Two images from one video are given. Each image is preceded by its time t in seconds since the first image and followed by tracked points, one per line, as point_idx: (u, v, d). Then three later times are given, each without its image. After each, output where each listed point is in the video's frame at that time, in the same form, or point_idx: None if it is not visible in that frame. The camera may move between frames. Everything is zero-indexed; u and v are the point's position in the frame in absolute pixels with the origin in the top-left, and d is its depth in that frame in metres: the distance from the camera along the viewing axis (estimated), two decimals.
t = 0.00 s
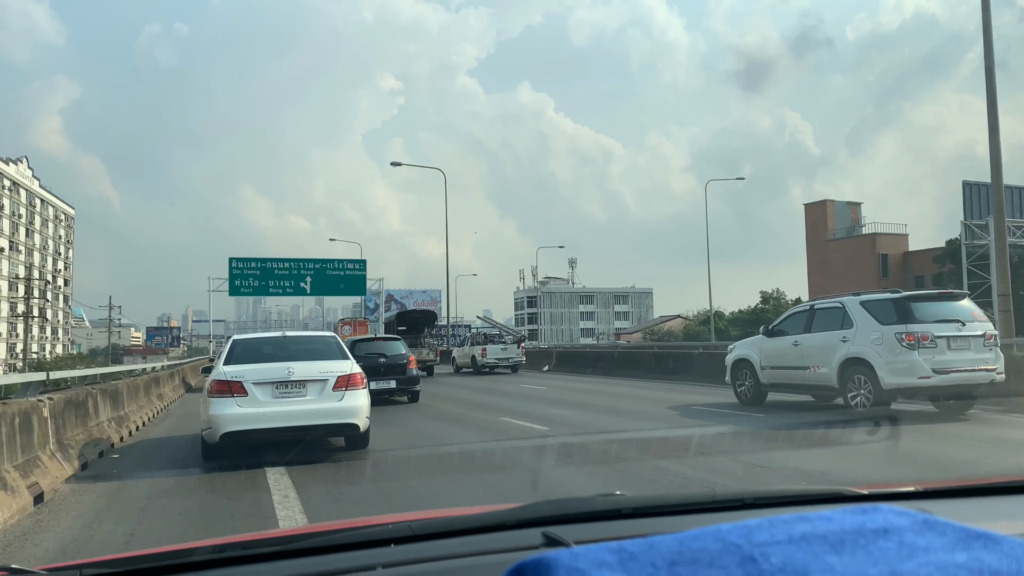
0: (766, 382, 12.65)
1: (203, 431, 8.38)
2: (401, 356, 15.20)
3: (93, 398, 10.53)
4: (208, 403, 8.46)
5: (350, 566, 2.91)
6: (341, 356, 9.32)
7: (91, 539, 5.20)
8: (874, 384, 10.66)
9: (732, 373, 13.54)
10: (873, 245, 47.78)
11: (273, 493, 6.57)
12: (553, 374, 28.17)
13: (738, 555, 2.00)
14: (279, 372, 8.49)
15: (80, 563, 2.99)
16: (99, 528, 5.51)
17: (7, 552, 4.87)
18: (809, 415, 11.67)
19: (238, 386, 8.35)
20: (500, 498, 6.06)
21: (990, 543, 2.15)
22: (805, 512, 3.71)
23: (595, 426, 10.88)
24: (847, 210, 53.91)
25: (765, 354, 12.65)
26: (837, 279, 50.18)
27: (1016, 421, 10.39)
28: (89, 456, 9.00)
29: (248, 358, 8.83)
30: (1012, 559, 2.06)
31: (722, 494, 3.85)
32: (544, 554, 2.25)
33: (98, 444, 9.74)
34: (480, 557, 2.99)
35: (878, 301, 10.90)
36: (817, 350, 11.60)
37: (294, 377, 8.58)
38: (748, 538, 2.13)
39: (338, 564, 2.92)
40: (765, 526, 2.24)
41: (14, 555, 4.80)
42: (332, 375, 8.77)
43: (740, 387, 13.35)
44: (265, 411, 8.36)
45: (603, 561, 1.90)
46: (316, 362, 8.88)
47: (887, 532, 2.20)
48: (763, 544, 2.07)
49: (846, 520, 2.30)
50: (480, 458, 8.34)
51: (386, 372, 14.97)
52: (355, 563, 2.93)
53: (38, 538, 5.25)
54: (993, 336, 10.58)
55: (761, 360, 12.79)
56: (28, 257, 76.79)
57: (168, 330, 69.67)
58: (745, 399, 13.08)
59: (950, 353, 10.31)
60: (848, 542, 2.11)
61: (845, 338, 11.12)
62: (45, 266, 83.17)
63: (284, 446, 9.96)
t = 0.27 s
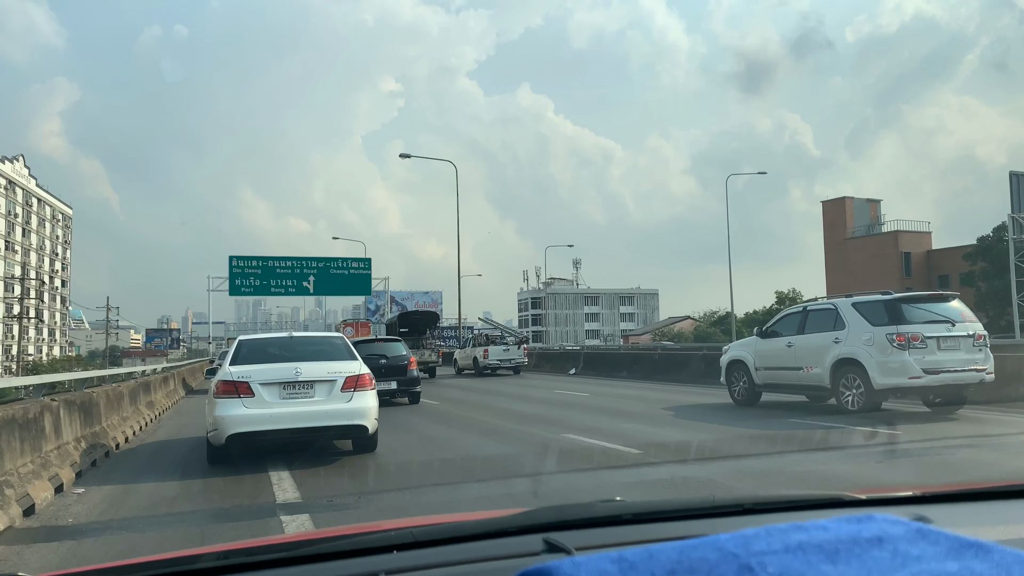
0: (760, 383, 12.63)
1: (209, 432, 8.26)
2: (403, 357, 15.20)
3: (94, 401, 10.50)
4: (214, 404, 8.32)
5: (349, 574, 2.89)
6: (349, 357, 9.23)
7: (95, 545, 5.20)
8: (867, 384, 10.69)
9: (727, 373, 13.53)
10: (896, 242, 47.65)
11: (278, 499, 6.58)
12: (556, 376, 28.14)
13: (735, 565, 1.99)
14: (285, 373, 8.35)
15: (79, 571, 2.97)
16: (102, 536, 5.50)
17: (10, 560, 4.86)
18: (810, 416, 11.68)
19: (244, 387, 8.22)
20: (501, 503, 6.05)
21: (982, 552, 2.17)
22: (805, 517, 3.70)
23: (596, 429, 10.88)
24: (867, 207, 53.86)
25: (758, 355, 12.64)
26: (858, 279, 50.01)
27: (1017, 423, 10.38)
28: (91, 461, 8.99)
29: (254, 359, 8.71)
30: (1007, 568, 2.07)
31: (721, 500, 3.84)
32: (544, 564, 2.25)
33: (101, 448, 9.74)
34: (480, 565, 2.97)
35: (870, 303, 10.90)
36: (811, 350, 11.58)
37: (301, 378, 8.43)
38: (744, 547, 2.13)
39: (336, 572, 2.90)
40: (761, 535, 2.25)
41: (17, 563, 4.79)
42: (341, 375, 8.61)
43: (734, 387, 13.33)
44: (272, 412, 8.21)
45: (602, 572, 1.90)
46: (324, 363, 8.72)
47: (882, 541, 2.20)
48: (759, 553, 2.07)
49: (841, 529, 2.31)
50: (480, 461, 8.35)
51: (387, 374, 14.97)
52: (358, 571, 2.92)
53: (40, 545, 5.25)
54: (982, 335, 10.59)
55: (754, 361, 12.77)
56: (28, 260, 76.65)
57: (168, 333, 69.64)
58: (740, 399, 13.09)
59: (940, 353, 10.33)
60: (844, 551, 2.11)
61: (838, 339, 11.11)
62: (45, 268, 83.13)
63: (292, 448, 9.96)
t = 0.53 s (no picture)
0: (756, 383, 12.64)
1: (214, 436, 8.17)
2: (404, 359, 15.19)
3: (95, 405, 10.49)
4: (219, 405, 8.20)
5: None
6: (357, 357, 9.19)
7: (98, 551, 5.19)
8: (861, 384, 10.70)
9: (723, 373, 13.55)
10: (920, 240, 46.95)
11: (283, 504, 6.57)
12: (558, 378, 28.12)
13: (741, 570, 1.99)
14: (294, 375, 8.29)
15: None
16: (105, 541, 5.48)
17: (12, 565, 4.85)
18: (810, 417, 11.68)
19: (251, 390, 8.12)
20: (503, 510, 6.04)
21: (984, 558, 2.18)
22: (807, 524, 3.69)
23: (597, 431, 10.87)
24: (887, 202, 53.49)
25: (754, 355, 12.64)
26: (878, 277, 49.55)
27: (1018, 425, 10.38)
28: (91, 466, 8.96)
29: (260, 360, 8.66)
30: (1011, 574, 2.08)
31: (723, 506, 3.83)
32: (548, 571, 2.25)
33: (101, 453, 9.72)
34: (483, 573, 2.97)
35: (864, 303, 10.90)
36: (805, 350, 11.59)
37: (309, 380, 8.37)
38: (749, 553, 2.13)
39: None
40: (765, 541, 2.25)
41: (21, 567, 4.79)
42: (350, 377, 8.55)
43: (730, 387, 13.34)
44: (279, 415, 8.14)
45: None
46: (332, 364, 8.66)
47: (887, 547, 2.21)
48: (764, 560, 2.07)
49: (845, 535, 2.31)
50: (481, 467, 8.34)
51: (389, 376, 14.97)
52: None
53: (44, 550, 5.24)
54: (975, 335, 10.58)
55: (750, 361, 12.77)
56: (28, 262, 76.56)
57: (168, 335, 69.59)
58: (735, 399, 13.09)
59: (932, 352, 10.31)
60: (849, 557, 2.12)
61: (832, 339, 11.12)
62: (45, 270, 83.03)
63: (300, 450, 9.96)
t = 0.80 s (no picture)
0: (752, 382, 12.64)
1: (220, 436, 8.15)
2: (405, 357, 15.20)
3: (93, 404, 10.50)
4: (224, 405, 8.18)
5: (343, 570, 2.89)
6: (363, 356, 9.18)
7: (97, 545, 5.19)
8: (856, 383, 10.70)
9: (719, 373, 13.55)
10: (948, 235, 44.02)
11: (283, 496, 6.57)
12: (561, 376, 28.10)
13: (727, 558, 1.98)
14: (300, 374, 8.28)
15: (74, 571, 2.96)
16: (104, 535, 5.48)
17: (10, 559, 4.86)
18: (808, 412, 11.68)
19: (256, 388, 8.11)
20: (498, 498, 6.05)
21: (976, 545, 2.16)
22: (800, 511, 3.69)
23: (596, 425, 10.88)
24: (909, 199, 50.63)
25: (750, 354, 12.63)
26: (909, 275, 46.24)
27: (1017, 419, 10.37)
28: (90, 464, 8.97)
29: (265, 359, 8.66)
30: (1001, 561, 2.06)
31: (717, 494, 3.83)
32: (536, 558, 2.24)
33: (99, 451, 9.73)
34: (474, 561, 2.96)
35: (858, 303, 10.90)
36: (801, 350, 11.60)
37: (315, 379, 8.35)
38: (736, 541, 2.12)
39: (330, 569, 2.90)
40: (753, 529, 2.24)
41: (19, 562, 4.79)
42: (357, 376, 8.54)
43: (727, 386, 13.34)
44: (286, 414, 8.12)
45: (591, 565, 1.90)
46: (339, 363, 8.65)
47: (876, 534, 2.19)
48: (751, 548, 2.06)
49: (834, 522, 2.30)
50: (477, 457, 8.34)
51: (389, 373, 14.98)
52: (350, 567, 2.92)
53: (43, 545, 5.25)
54: (970, 334, 10.58)
55: (746, 360, 12.77)
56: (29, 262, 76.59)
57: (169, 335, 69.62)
58: (731, 398, 13.09)
59: (926, 351, 10.32)
60: (837, 544, 2.10)
61: (827, 338, 11.13)
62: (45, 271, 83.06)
63: (305, 451, 9.96)
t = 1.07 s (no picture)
0: (752, 383, 12.62)
1: (227, 438, 8.13)
2: (408, 359, 15.20)
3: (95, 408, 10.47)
4: (232, 407, 8.16)
5: (355, 571, 2.88)
6: (373, 357, 9.15)
7: (103, 549, 5.18)
8: (854, 384, 10.67)
9: (719, 375, 13.53)
10: (976, 232, 42.75)
11: (289, 497, 6.56)
12: (565, 378, 28.08)
13: (746, 555, 1.98)
14: (310, 375, 8.26)
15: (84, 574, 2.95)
16: (110, 538, 5.47)
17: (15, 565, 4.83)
18: (812, 413, 11.67)
19: (266, 390, 8.09)
20: (504, 499, 6.04)
21: (993, 539, 2.16)
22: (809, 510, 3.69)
23: (600, 427, 10.87)
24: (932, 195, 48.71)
25: (750, 355, 12.61)
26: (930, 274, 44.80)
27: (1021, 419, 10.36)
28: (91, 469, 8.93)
29: (274, 360, 8.64)
30: (1018, 553, 2.06)
31: (725, 493, 3.83)
32: (554, 556, 2.24)
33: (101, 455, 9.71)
34: (486, 561, 2.95)
35: (857, 304, 10.90)
36: (800, 351, 11.58)
37: (325, 380, 8.33)
38: (754, 537, 2.12)
39: (341, 570, 2.89)
40: (770, 525, 2.24)
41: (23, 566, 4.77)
42: (368, 377, 8.52)
43: (727, 388, 13.31)
44: (296, 416, 8.09)
45: (612, 562, 1.90)
46: (349, 364, 8.62)
47: (893, 529, 2.19)
48: (769, 543, 2.06)
49: (851, 518, 2.30)
50: (481, 458, 8.33)
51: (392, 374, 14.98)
52: (362, 568, 2.91)
53: (47, 550, 5.23)
54: (968, 335, 10.57)
55: (746, 362, 12.75)
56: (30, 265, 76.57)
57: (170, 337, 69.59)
58: (732, 400, 13.07)
59: (925, 352, 10.31)
60: (854, 539, 2.10)
61: (827, 340, 11.11)
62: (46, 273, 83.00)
63: (312, 454, 9.91)
